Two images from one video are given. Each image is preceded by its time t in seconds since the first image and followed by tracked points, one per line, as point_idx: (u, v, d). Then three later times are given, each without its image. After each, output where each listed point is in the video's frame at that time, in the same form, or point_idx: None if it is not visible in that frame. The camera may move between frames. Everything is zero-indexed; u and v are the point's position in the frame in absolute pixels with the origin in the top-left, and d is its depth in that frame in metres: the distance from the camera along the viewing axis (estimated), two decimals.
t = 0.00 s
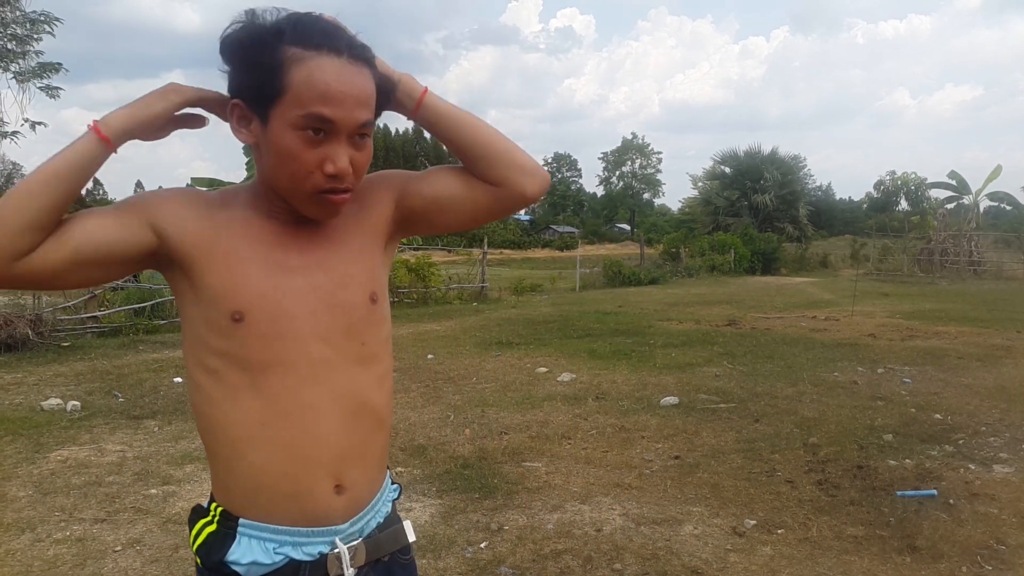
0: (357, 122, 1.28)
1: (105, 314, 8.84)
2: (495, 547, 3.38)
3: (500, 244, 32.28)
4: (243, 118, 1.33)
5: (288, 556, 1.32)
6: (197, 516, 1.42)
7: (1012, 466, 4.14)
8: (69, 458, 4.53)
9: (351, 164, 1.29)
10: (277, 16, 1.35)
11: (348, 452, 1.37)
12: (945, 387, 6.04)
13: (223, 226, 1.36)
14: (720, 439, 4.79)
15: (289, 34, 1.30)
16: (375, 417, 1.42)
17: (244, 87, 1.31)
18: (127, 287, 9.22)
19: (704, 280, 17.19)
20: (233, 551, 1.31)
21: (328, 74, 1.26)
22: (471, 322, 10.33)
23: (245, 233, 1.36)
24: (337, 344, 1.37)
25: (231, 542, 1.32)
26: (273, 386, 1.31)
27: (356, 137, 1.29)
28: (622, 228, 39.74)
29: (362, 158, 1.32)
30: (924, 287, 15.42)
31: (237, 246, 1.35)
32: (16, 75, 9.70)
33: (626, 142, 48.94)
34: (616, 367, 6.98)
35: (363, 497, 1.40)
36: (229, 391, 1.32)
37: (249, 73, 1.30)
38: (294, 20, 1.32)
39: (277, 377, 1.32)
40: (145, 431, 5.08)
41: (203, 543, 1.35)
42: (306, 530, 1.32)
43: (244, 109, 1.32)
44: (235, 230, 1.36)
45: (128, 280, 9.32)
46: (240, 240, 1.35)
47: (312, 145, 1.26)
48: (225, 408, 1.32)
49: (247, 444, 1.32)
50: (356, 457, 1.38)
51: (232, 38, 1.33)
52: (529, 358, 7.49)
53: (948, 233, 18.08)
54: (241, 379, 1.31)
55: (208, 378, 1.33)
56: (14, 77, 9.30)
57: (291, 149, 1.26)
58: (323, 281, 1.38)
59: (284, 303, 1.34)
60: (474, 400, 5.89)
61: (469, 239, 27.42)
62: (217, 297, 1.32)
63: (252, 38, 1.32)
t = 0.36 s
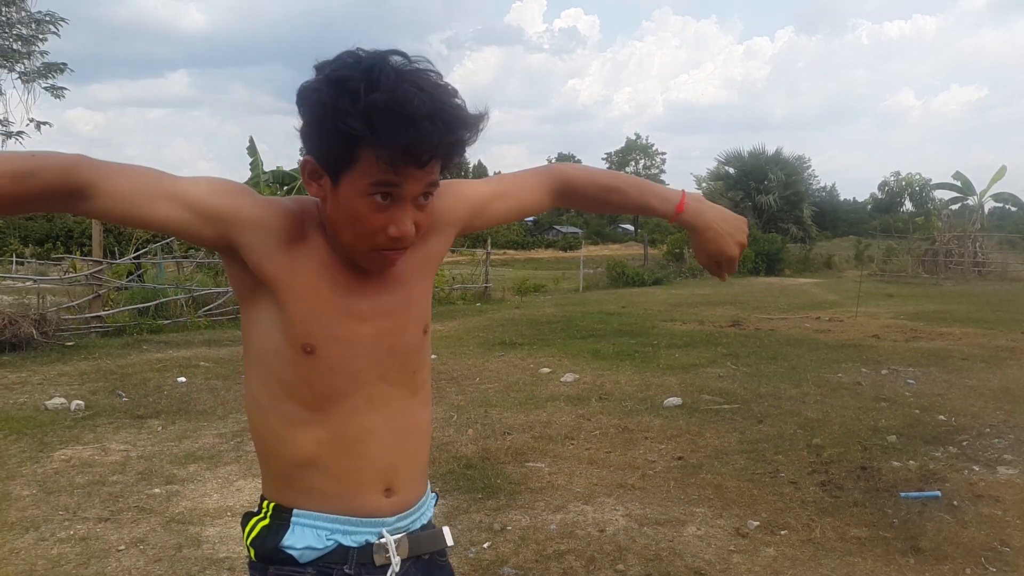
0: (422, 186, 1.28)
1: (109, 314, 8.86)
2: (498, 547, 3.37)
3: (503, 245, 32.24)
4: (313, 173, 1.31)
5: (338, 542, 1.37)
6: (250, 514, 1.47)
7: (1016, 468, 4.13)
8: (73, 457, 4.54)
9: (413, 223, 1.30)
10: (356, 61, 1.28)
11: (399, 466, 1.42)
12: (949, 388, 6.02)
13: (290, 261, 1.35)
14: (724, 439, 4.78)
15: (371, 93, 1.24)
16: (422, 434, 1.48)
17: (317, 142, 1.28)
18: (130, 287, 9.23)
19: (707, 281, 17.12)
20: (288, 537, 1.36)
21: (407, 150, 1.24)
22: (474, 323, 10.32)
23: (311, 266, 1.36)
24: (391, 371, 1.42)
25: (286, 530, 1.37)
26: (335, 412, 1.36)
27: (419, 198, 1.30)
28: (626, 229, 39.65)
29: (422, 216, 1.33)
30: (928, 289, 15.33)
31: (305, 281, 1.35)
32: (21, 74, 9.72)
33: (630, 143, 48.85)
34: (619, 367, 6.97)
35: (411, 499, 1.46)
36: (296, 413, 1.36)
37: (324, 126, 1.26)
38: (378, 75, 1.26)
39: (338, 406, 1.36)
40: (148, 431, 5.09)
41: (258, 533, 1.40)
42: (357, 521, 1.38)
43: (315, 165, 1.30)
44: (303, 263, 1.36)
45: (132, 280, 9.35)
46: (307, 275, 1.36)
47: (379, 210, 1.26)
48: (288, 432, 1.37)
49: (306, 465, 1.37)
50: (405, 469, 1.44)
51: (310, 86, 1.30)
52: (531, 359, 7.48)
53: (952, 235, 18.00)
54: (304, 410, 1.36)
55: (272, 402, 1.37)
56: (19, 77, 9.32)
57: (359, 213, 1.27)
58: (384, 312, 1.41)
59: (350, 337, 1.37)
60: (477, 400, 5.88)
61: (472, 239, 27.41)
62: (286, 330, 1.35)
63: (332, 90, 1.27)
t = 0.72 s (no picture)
0: (435, 234, 1.17)
1: (118, 317, 8.89)
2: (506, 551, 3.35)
3: (510, 248, 32.27)
4: (320, 215, 1.18)
5: (321, 561, 1.25)
6: (218, 546, 1.32)
7: None
8: (82, 460, 4.55)
9: (421, 267, 1.19)
10: (378, 101, 1.17)
11: (385, 494, 1.35)
12: (959, 393, 5.97)
13: (296, 323, 1.19)
14: (732, 444, 4.74)
15: (395, 140, 1.13)
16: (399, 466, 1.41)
17: (327, 178, 1.15)
18: (139, 290, 9.26)
19: (715, 284, 17.07)
20: (268, 562, 1.23)
21: (428, 201, 1.13)
22: (482, 326, 10.31)
23: (312, 319, 1.22)
24: (381, 412, 1.33)
25: (262, 556, 1.24)
26: (331, 460, 1.25)
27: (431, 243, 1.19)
28: (633, 232, 39.63)
29: (431, 263, 1.22)
30: (937, 292, 15.26)
31: (309, 342, 1.21)
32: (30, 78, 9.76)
33: (637, 146, 48.82)
34: (627, 371, 6.95)
35: (389, 511, 1.37)
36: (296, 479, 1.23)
37: (336, 168, 1.14)
38: (401, 117, 1.14)
39: (338, 456, 1.26)
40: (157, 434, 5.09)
41: (231, 562, 1.26)
42: (338, 538, 1.26)
43: (324, 207, 1.17)
44: (307, 329, 1.21)
45: (140, 284, 9.38)
46: (309, 332, 1.21)
47: (390, 255, 1.15)
48: (281, 489, 1.23)
49: (301, 519, 1.25)
50: (388, 496, 1.36)
51: (324, 128, 1.18)
52: (539, 363, 7.47)
53: (961, 238, 17.91)
54: (303, 466, 1.24)
55: (264, 471, 1.23)
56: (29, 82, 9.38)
57: (370, 260, 1.15)
58: (378, 365, 1.31)
59: (351, 392, 1.26)
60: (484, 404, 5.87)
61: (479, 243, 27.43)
62: (288, 403, 1.19)
63: (350, 131, 1.15)
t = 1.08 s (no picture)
0: (430, 244, 1.16)
1: (132, 318, 8.95)
2: (517, 552, 3.33)
3: (521, 249, 32.24)
4: (318, 218, 1.17)
5: (317, 557, 1.23)
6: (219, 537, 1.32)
7: None
8: (96, 460, 4.57)
9: (416, 277, 1.17)
10: (380, 105, 1.14)
11: (383, 491, 1.33)
12: (974, 394, 5.90)
13: (295, 321, 1.18)
14: (745, 445, 4.70)
15: (393, 148, 1.10)
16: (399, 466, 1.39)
17: (325, 182, 1.14)
18: (152, 291, 9.32)
19: (728, 286, 16.97)
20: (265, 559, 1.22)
21: (422, 212, 1.10)
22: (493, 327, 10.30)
23: (311, 316, 1.21)
24: (380, 411, 1.32)
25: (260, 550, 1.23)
26: (328, 458, 1.24)
27: (428, 252, 1.17)
28: (645, 233, 39.51)
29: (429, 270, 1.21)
30: (951, 293, 15.09)
31: (307, 339, 1.20)
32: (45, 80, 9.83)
33: (649, 147, 48.68)
34: (638, 372, 6.91)
35: (390, 506, 1.34)
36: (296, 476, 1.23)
37: (334, 174, 1.12)
38: (402, 125, 1.11)
39: (336, 454, 1.25)
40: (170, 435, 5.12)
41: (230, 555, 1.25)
42: (334, 534, 1.24)
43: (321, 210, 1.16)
44: (307, 326, 1.20)
45: (154, 284, 9.44)
46: (307, 330, 1.20)
47: (385, 263, 1.14)
48: (279, 487, 1.23)
49: (299, 516, 1.24)
50: (387, 494, 1.34)
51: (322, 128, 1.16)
52: (550, 364, 7.45)
53: (976, 239, 17.72)
54: (300, 462, 1.23)
55: (265, 469, 1.23)
56: (44, 84, 9.45)
57: (364, 265, 1.14)
58: (378, 364, 1.30)
59: (348, 390, 1.25)
60: (495, 405, 5.85)
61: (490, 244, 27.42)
62: (286, 400, 1.19)
63: (350, 137, 1.13)
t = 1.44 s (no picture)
0: (435, 195, 1.15)
1: (156, 318, 9.06)
2: (537, 552, 3.32)
3: (542, 249, 32.18)
4: (325, 176, 1.15)
5: (367, 559, 1.20)
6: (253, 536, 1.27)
7: None
8: (120, 458, 4.62)
9: (421, 231, 1.16)
10: (383, 64, 1.16)
11: (418, 472, 1.30)
12: (1002, 396, 5.78)
13: (328, 301, 1.16)
14: (768, 447, 4.64)
15: (397, 100, 1.12)
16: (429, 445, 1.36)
17: (332, 137, 1.13)
18: (176, 291, 9.44)
19: (751, 286, 16.81)
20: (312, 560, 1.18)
21: (428, 161, 1.11)
22: (513, 327, 10.30)
23: (338, 293, 1.18)
24: (410, 386, 1.29)
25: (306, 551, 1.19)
26: (365, 437, 1.21)
27: (432, 207, 1.17)
28: (666, 233, 39.30)
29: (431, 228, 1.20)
30: (978, 294, 14.82)
31: (339, 316, 1.17)
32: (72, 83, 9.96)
33: (670, 146, 48.38)
34: (659, 373, 6.86)
35: (429, 505, 1.33)
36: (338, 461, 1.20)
37: (340, 128, 1.12)
38: (406, 81, 1.14)
39: (371, 431, 1.22)
40: (193, 433, 5.17)
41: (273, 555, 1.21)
42: (385, 534, 1.22)
43: (329, 167, 1.14)
44: (340, 303, 1.18)
45: (178, 284, 9.55)
46: (341, 308, 1.18)
47: (392, 215, 1.12)
48: (320, 473, 1.19)
49: (342, 499, 1.20)
50: (422, 474, 1.32)
51: (327, 85, 1.17)
52: (570, 364, 7.42)
53: (1005, 239, 17.40)
54: (339, 444, 1.19)
55: (311, 461, 1.19)
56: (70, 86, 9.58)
57: (374, 220, 1.12)
58: (405, 338, 1.27)
59: (381, 364, 1.22)
60: (516, 405, 5.84)
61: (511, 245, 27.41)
62: (327, 382, 1.15)
63: (355, 90, 1.14)
